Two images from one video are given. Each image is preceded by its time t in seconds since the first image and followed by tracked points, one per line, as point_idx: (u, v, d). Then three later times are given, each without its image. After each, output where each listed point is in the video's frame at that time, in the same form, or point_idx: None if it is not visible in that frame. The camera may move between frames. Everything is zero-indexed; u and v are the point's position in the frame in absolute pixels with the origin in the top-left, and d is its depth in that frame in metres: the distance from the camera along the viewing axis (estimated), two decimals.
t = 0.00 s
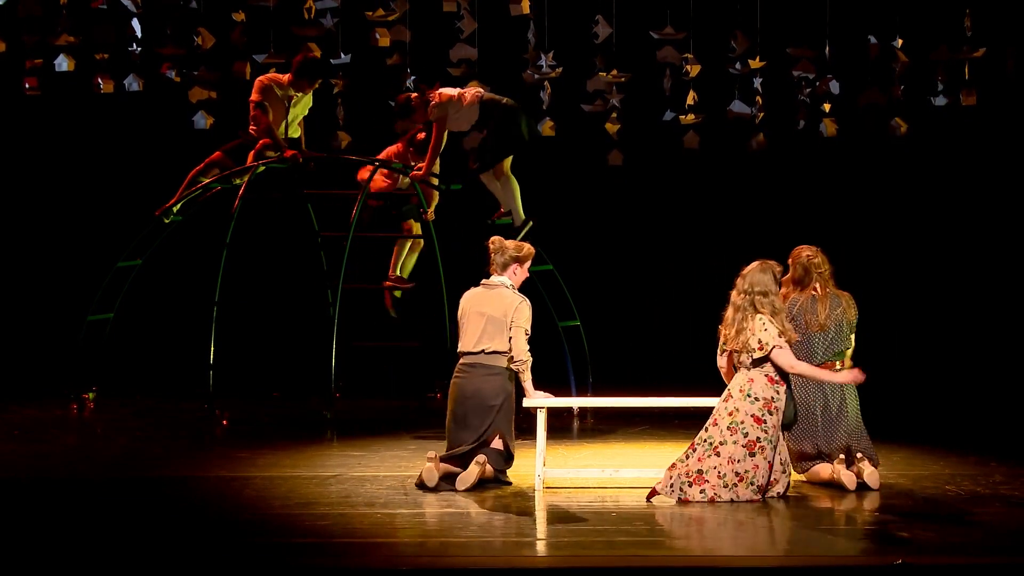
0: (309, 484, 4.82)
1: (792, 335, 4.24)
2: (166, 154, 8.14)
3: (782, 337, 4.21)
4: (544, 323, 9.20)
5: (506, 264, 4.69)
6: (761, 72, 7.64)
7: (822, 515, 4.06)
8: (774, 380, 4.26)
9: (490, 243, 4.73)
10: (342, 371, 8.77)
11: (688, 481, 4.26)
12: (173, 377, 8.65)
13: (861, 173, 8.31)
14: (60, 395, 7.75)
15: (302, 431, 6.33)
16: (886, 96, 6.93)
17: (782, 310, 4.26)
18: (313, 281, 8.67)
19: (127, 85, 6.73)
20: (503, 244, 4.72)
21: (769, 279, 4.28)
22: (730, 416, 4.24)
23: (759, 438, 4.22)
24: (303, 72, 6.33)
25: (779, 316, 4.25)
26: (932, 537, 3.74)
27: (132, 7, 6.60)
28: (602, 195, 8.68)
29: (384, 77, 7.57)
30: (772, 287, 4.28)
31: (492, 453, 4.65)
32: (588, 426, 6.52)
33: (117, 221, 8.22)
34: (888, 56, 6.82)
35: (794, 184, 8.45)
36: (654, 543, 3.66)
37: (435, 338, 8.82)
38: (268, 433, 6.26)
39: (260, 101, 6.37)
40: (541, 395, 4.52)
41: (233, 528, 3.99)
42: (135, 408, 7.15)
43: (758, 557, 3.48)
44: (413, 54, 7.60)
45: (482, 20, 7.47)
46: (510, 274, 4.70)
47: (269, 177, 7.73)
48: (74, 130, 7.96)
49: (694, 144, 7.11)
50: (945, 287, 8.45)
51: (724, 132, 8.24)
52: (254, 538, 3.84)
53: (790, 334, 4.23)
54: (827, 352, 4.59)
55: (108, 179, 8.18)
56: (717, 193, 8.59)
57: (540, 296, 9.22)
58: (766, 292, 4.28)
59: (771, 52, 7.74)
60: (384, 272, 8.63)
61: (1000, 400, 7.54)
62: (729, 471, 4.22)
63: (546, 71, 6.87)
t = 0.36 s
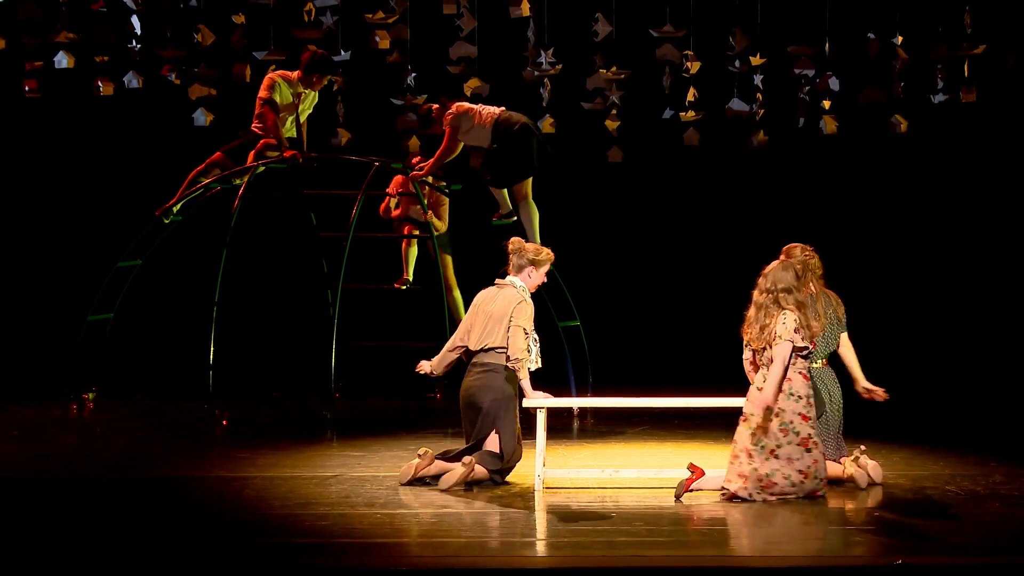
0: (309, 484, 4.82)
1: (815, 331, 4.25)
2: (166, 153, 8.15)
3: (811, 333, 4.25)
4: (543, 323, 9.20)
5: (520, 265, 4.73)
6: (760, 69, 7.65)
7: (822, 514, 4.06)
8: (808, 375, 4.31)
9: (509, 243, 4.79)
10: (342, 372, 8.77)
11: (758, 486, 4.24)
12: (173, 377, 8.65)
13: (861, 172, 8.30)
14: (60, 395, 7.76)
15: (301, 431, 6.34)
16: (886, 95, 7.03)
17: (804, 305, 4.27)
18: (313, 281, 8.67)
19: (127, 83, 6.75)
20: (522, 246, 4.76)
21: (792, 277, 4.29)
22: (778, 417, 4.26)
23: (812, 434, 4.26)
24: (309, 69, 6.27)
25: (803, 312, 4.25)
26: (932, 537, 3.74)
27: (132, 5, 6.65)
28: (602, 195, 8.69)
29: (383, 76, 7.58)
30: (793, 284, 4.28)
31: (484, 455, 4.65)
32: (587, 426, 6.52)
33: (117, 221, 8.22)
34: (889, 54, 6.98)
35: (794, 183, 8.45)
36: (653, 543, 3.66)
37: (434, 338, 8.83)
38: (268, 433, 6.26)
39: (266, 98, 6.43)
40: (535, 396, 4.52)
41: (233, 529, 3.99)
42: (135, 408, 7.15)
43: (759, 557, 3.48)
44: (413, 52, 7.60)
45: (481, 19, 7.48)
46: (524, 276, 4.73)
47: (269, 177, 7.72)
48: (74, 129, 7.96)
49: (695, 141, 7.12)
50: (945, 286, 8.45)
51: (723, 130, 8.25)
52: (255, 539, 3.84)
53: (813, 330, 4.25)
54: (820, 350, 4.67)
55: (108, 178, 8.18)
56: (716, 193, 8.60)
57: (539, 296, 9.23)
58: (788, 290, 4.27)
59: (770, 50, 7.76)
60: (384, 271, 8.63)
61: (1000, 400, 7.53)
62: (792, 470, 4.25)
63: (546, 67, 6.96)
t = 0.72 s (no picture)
0: (309, 484, 4.83)
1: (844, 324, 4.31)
2: (166, 152, 8.16)
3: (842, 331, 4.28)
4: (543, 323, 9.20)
5: (532, 266, 4.74)
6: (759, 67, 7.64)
7: (822, 514, 4.06)
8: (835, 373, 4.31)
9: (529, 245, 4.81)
10: (342, 372, 8.77)
11: (768, 479, 4.24)
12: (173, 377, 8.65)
13: (861, 171, 8.30)
14: (61, 395, 7.76)
15: (301, 431, 6.34)
16: (886, 91, 7.10)
17: (833, 300, 4.32)
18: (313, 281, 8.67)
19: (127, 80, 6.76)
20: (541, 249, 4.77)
21: (823, 274, 4.32)
22: (800, 412, 4.25)
23: (829, 433, 4.26)
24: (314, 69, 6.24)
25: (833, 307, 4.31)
26: (932, 538, 3.74)
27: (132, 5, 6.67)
28: (602, 195, 8.68)
29: (383, 77, 7.58)
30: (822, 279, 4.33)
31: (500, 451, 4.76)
32: (587, 425, 6.52)
33: (116, 221, 8.21)
34: (889, 51, 7.04)
35: (792, 181, 8.45)
36: (652, 543, 3.66)
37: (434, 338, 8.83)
38: (268, 433, 6.26)
39: (274, 95, 6.42)
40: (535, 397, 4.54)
41: (233, 529, 3.99)
42: (135, 408, 7.16)
43: (758, 557, 3.48)
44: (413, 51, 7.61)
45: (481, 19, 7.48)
46: (539, 279, 4.74)
47: (268, 176, 7.73)
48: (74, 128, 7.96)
49: (695, 138, 7.12)
50: (945, 286, 8.45)
51: (723, 128, 8.25)
52: (254, 539, 3.84)
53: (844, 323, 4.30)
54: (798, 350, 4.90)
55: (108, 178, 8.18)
56: (716, 192, 8.60)
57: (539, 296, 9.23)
58: (818, 285, 4.31)
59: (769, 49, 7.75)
60: (384, 271, 8.63)
61: (1000, 400, 7.53)
62: (805, 467, 4.24)
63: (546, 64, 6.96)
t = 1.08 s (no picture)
0: (309, 484, 4.83)
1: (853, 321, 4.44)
2: (166, 151, 8.16)
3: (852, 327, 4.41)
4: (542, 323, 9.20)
5: (568, 270, 4.74)
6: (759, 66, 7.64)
7: (822, 515, 4.06)
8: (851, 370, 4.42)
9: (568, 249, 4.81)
10: (342, 371, 8.77)
11: (793, 473, 4.30)
12: (173, 377, 8.65)
13: (861, 170, 8.30)
14: (61, 395, 7.76)
15: (301, 431, 6.34)
16: (885, 87, 7.29)
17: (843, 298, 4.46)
18: (312, 281, 8.67)
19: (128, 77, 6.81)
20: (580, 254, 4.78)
21: (832, 271, 4.45)
22: (823, 408, 4.32)
23: (851, 428, 4.34)
24: (327, 64, 6.22)
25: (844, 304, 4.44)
26: (932, 537, 3.73)
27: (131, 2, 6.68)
28: (602, 195, 8.66)
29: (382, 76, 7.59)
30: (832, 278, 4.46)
31: (509, 452, 4.80)
32: (587, 425, 6.53)
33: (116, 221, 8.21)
34: (888, 47, 7.23)
35: (792, 181, 8.45)
36: (652, 543, 3.67)
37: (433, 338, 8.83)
38: (268, 433, 6.27)
39: (286, 95, 6.37)
40: (554, 403, 4.48)
41: (233, 529, 3.99)
42: (135, 408, 7.16)
43: (758, 556, 3.48)
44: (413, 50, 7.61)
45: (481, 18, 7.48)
46: (573, 285, 4.74)
47: (268, 176, 7.73)
48: (74, 128, 7.97)
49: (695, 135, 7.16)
50: (945, 285, 8.46)
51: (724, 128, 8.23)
52: (255, 539, 3.84)
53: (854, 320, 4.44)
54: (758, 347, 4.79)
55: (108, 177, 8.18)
56: (716, 191, 8.60)
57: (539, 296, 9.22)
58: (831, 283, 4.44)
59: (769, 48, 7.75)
60: (384, 271, 8.63)
61: (1000, 400, 7.53)
62: (827, 462, 4.31)
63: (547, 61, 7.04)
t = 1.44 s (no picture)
0: (309, 484, 4.83)
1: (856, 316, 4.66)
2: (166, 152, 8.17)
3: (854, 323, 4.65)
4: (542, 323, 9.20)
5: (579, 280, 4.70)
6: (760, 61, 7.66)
7: (822, 515, 4.06)
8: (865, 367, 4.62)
9: (597, 262, 4.72)
10: (342, 371, 8.77)
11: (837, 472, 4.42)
12: (173, 377, 8.65)
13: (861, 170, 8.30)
14: (61, 395, 7.77)
15: (301, 431, 6.34)
16: (885, 87, 7.22)
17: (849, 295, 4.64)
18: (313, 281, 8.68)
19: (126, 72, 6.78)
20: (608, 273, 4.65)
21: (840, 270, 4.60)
22: (858, 405, 4.47)
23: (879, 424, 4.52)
24: (321, 60, 6.23)
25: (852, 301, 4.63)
26: (933, 538, 3.73)
27: None
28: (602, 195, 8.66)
29: (382, 76, 7.61)
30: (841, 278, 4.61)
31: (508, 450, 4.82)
32: (586, 425, 6.53)
33: (115, 222, 8.20)
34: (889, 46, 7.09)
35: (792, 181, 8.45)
36: (653, 543, 3.66)
37: (433, 338, 8.83)
38: (268, 433, 6.27)
39: (280, 94, 6.38)
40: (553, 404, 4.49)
41: (233, 528, 3.99)
42: (135, 408, 7.16)
43: (758, 557, 3.48)
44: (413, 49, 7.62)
45: (480, 18, 7.49)
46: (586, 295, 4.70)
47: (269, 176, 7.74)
48: (74, 128, 7.98)
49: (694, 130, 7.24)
50: (944, 285, 8.47)
51: (723, 128, 8.23)
52: (255, 538, 3.84)
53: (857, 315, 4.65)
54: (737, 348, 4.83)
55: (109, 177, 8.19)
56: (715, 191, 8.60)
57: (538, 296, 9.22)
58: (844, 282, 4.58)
59: (768, 47, 7.76)
60: (383, 271, 8.63)
61: (1001, 401, 7.52)
62: (866, 459, 4.46)
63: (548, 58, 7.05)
